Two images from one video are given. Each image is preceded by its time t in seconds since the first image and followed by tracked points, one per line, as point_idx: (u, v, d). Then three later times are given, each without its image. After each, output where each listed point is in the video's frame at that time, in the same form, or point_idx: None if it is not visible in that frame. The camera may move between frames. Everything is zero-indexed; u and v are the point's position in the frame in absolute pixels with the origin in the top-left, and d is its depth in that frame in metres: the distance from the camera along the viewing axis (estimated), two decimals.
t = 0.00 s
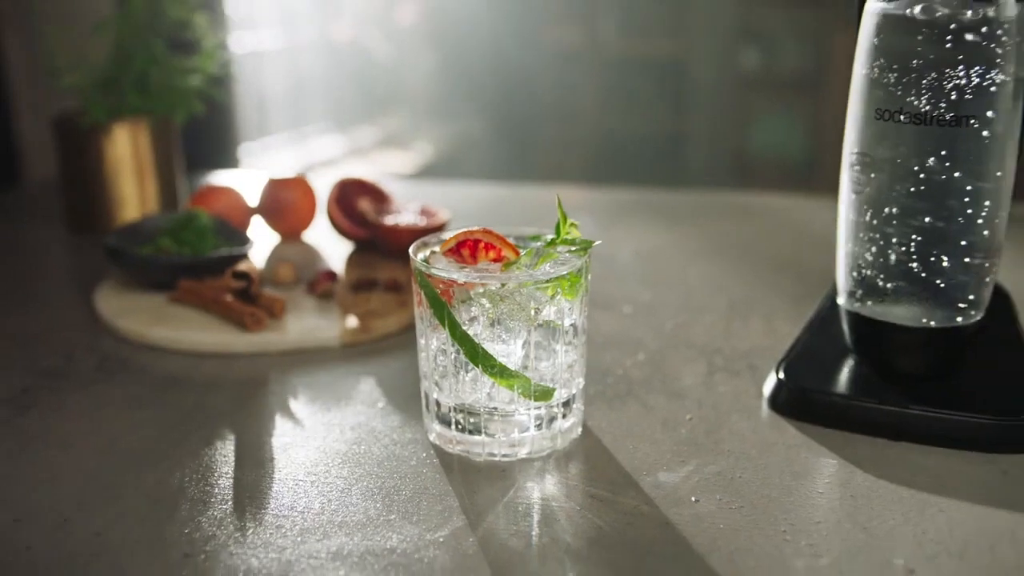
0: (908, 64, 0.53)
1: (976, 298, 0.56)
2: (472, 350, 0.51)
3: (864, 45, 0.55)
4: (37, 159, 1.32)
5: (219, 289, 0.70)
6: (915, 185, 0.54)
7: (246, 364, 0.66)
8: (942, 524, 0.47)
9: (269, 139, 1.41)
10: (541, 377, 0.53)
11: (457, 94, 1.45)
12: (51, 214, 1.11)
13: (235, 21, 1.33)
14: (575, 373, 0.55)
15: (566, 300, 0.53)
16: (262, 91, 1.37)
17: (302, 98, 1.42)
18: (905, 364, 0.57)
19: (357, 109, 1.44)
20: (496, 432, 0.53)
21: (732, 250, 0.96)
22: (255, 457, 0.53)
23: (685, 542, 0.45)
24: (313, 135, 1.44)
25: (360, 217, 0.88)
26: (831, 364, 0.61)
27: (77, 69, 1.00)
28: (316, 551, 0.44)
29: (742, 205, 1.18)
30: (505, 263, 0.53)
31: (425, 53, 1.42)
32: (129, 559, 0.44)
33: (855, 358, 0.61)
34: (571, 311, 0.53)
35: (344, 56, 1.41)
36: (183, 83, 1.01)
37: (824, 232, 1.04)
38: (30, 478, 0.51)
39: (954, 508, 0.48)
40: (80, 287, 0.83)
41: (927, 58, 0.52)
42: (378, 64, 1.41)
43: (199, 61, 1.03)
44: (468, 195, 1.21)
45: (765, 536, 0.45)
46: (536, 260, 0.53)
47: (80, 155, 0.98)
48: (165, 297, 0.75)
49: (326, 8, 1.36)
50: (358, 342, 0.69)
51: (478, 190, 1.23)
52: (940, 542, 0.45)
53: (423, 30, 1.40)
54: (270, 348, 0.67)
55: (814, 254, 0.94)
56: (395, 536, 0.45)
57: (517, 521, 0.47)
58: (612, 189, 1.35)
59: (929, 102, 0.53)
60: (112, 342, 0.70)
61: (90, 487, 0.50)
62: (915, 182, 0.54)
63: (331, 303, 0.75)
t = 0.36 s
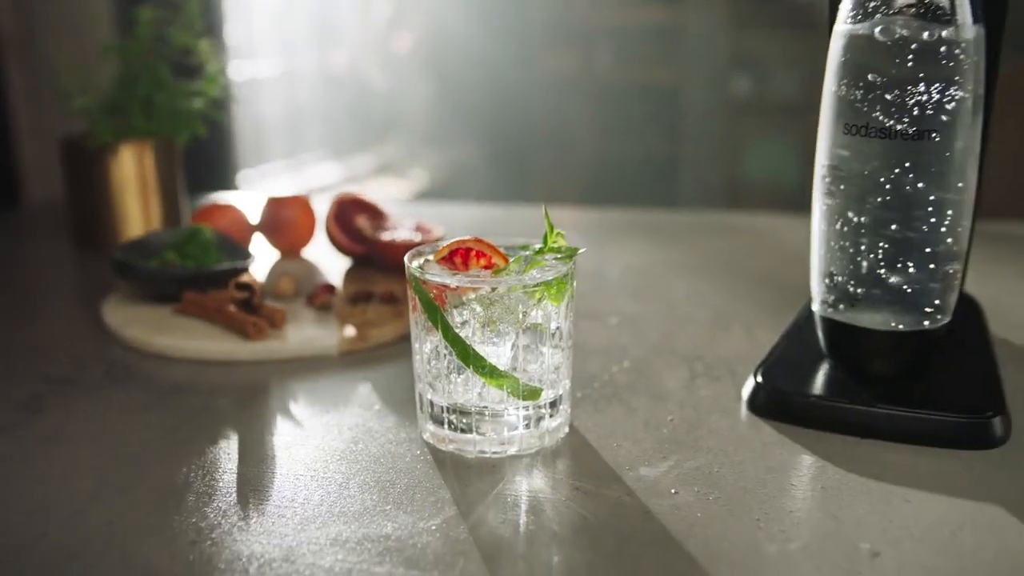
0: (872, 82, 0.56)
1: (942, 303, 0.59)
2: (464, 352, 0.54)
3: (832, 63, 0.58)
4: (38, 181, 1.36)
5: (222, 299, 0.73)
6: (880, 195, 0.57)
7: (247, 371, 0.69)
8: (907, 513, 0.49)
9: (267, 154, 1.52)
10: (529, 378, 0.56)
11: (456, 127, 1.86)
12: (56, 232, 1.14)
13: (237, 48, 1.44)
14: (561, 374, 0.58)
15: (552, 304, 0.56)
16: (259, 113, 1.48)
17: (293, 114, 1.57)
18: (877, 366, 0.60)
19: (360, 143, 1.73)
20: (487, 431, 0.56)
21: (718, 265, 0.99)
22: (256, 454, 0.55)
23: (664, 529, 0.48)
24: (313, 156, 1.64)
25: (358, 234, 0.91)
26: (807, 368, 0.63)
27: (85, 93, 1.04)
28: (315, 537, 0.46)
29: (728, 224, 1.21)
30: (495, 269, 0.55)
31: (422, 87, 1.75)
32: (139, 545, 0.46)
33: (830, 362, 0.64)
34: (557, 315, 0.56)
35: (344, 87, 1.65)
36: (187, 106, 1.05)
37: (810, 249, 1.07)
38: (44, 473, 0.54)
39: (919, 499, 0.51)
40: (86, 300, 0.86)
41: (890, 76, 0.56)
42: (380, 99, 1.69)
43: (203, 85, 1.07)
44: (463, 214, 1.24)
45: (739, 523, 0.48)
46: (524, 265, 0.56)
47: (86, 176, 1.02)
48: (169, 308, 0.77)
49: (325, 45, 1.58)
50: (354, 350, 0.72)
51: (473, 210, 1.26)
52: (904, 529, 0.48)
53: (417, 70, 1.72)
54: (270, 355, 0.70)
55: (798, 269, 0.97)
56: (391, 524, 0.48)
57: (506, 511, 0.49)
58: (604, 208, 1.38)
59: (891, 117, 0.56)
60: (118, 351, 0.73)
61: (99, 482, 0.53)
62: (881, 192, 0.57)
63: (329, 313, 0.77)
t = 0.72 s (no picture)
0: (838, 103, 0.60)
1: (907, 312, 0.63)
2: (454, 356, 0.57)
3: (801, 85, 0.62)
4: (45, 207, 1.40)
5: (224, 313, 0.76)
6: (847, 210, 0.61)
7: (248, 381, 0.72)
8: (872, 506, 0.52)
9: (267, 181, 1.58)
10: (516, 383, 0.59)
11: (450, 165, 1.92)
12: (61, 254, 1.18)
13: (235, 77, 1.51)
14: (547, 379, 0.61)
15: (538, 312, 0.59)
16: (257, 141, 1.55)
17: (291, 142, 1.63)
18: (846, 373, 0.63)
19: (356, 174, 1.76)
20: (476, 433, 0.59)
21: (701, 283, 1.03)
22: (257, 454, 0.58)
23: (642, 520, 0.51)
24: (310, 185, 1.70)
25: (354, 253, 0.95)
26: (782, 376, 0.67)
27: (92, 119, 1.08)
28: (313, 528, 0.49)
29: (713, 245, 1.25)
30: (484, 279, 0.59)
31: (419, 122, 1.83)
32: (147, 535, 0.49)
33: (803, 370, 0.67)
34: (542, 323, 0.60)
35: (341, 117, 1.70)
36: (190, 132, 1.09)
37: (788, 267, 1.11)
38: (56, 473, 0.57)
39: (883, 495, 0.54)
40: (90, 316, 0.89)
41: (854, 97, 0.60)
42: (377, 129, 1.75)
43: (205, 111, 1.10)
44: (455, 236, 1.28)
45: (713, 515, 0.51)
46: (512, 275, 0.59)
47: (92, 198, 1.05)
48: (174, 323, 0.81)
49: (323, 76, 1.64)
50: (351, 361, 0.75)
51: (465, 232, 1.30)
52: (867, 520, 0.51)
53: (411, 104, 1.79)
54: (270, 366, 0.73)
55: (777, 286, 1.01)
56: (384, 516, 0.51)
57: (496, 505, 0.52)
58: (594, 232, 1.42)
59: (855, 136, 0.60)
60: (123, 363, 0.76)
61: (108, 480, 0.56)
62: (848, 206, 0.61)
63: (326, 327, 0.81)
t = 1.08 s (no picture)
0: (804, 127, 0.64)
1: (873, 323, 0.67)
2: (444, 365, 0.60)
3: (769, 111, 0.66)
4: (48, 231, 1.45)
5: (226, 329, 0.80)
6: (814, 227, 0.65)
7: (248, 393, 0.75)
8: (837, 503, 0.56)
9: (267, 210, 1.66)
10: (503, 391, 0.62)
11: (445, 188, 1.90)
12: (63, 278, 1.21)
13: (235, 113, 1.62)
14: (532, 388, 0.64)
15: (523, 324, 0.62)
16: (255, 174, 1.63)
17: (290, 174, 1.70)
18: (816, 381, 0.67)
19: (352, 205, 1.79)
20: (465, 438, 0.62)
21: (686, 304, 1.07)
22: (258, 458, 0.61)
23: (620, 515, 0.54)
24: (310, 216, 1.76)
25: (350, 274, 0.98)
26: (757, 386, 0.70)
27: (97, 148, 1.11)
28: (310, 523, 0.52)
29: (699, 270, 1.29)
30: (474, 293, 0.62)
31: (412, 150, 1.83)
32: (153, 529, 0.52)
33: (777, 380, 0.70)
34: (527, 334, 0.63)
35: (336, 149, 1.75)
36: (192, 159, 1.13)
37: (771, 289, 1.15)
38: (66, 475, 0.60)
39: (848, 493, 0.57)
40: (95, 335, 0.92)
41: (818, 122, 0.64)
42: (370, 160, 1.78)
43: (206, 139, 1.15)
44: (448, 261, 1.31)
45: (687, 511, 0.54)
46: (499, 288, 0.63)
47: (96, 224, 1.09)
48: (177, 340, 0.84)
49: (318, 108, 1.72)
50: (347, 376, 0.78)
51: (458, 258, 1.34)
52: (832, 515, 0.54)
53: (406, 133, 1.81)
54: (269, 379, 0.76)
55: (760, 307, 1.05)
56: (378, 512, 0.54)
57: (483, 503, 0.56)
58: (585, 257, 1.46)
59: (822, 158, 0.64)
60: (128, 378, 0.79)
61: (115, 482, 0.59)
62: (814, 223, 0.65)
63: (323, 343, 0.84)
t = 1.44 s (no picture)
0: (772, 154, 0.68)
1: (840, 340, 0.70)
2: (433, 378, 0.64)
3: (739, 138, 0.70)
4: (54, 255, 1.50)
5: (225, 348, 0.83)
6: (781, 248, 0.69)
7: (248, 408, 0.78)
8: (803, 507, 0.59)
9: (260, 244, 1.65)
10: (489, 404, 0.66)
11: (440, 222, 1.97)
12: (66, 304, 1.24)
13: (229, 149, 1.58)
14: (517, 401, 0.68)
15: (509, 339, 0.66)
16: (250, 208, 1.62)
17: (284, 207, 1.71)
18: (788, 396, 0.71)
19: (349, 238, 1.82)
20: (453, 448, 0.65)
21: (670, 327, 1.11)
22: (257, 467, 0.65)
23: (600, 517, 0.57)
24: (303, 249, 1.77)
25: (345, 298, 1.01)
26: (731, 401, 0.74)
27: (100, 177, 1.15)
28: (306, 524, 0.56)
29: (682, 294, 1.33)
30: (462, 310, 0.65)
31: (407, 184, 1.90)
32: (158, 530, 0.55)
33: (750, 394, 0.74)
34: (512, 349, 0.67)
35: (331, 183, 1.78)
36: (192, 189, 1.17)
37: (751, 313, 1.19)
38: (75, 483, 0.63)
39: (814, 497, 0.61)
40: (97, 357, 0.95)
41: (785, 150, 0.68)
42: (364, 195, 1.82)
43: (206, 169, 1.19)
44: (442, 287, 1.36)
45: (662, 513, 0.58)
46: (487, 305, 0.66)
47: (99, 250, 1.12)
48: (178, 359, 0.87)
49: (314, 142, 1.75)
50: (341, 393, 0.81)
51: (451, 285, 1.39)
52: (797, 518, 0.58)
53: (400, 166, 1.88)
54: (267, 396, 0.79)
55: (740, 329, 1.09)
56: (370, 514, 0.57)
57: (470, 505, 0.59)
58: (577, 283, 1.51)
59: (789, 182, 0.68)
60: (131, 396, 0.82)
61: (121, 489, 0.62)
62: (782, 245, 0.69)
63: (319, 363, 0.87)
